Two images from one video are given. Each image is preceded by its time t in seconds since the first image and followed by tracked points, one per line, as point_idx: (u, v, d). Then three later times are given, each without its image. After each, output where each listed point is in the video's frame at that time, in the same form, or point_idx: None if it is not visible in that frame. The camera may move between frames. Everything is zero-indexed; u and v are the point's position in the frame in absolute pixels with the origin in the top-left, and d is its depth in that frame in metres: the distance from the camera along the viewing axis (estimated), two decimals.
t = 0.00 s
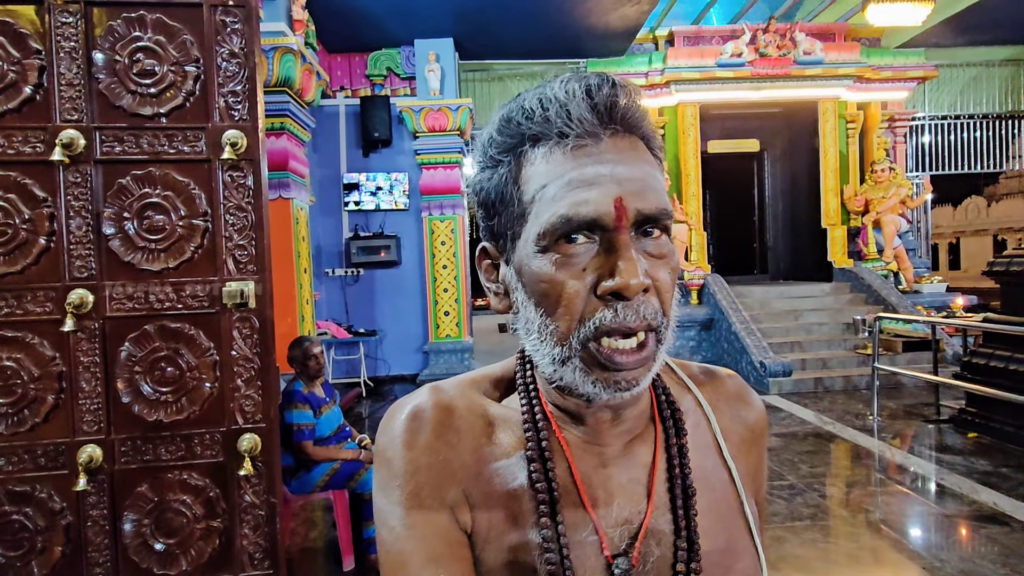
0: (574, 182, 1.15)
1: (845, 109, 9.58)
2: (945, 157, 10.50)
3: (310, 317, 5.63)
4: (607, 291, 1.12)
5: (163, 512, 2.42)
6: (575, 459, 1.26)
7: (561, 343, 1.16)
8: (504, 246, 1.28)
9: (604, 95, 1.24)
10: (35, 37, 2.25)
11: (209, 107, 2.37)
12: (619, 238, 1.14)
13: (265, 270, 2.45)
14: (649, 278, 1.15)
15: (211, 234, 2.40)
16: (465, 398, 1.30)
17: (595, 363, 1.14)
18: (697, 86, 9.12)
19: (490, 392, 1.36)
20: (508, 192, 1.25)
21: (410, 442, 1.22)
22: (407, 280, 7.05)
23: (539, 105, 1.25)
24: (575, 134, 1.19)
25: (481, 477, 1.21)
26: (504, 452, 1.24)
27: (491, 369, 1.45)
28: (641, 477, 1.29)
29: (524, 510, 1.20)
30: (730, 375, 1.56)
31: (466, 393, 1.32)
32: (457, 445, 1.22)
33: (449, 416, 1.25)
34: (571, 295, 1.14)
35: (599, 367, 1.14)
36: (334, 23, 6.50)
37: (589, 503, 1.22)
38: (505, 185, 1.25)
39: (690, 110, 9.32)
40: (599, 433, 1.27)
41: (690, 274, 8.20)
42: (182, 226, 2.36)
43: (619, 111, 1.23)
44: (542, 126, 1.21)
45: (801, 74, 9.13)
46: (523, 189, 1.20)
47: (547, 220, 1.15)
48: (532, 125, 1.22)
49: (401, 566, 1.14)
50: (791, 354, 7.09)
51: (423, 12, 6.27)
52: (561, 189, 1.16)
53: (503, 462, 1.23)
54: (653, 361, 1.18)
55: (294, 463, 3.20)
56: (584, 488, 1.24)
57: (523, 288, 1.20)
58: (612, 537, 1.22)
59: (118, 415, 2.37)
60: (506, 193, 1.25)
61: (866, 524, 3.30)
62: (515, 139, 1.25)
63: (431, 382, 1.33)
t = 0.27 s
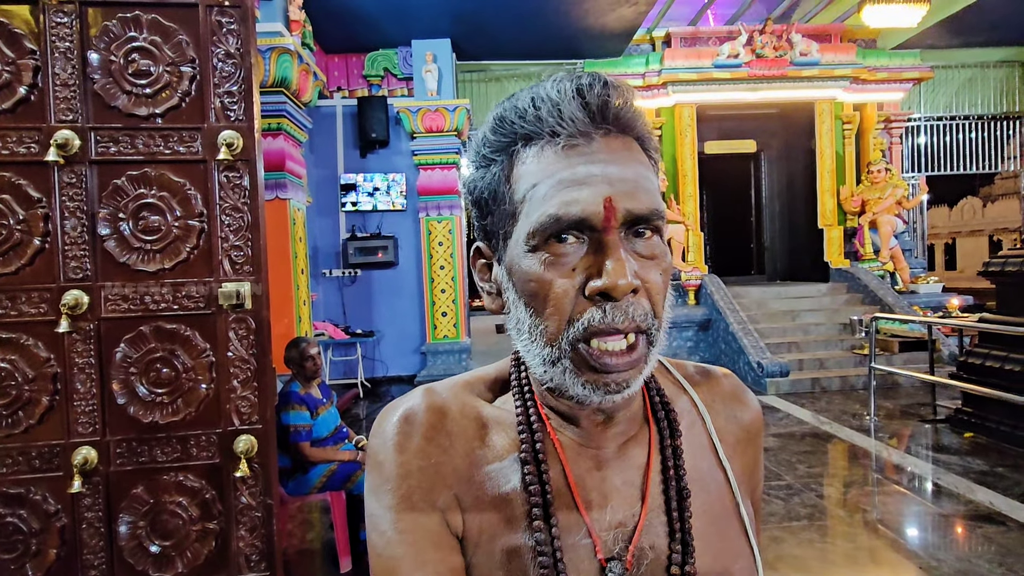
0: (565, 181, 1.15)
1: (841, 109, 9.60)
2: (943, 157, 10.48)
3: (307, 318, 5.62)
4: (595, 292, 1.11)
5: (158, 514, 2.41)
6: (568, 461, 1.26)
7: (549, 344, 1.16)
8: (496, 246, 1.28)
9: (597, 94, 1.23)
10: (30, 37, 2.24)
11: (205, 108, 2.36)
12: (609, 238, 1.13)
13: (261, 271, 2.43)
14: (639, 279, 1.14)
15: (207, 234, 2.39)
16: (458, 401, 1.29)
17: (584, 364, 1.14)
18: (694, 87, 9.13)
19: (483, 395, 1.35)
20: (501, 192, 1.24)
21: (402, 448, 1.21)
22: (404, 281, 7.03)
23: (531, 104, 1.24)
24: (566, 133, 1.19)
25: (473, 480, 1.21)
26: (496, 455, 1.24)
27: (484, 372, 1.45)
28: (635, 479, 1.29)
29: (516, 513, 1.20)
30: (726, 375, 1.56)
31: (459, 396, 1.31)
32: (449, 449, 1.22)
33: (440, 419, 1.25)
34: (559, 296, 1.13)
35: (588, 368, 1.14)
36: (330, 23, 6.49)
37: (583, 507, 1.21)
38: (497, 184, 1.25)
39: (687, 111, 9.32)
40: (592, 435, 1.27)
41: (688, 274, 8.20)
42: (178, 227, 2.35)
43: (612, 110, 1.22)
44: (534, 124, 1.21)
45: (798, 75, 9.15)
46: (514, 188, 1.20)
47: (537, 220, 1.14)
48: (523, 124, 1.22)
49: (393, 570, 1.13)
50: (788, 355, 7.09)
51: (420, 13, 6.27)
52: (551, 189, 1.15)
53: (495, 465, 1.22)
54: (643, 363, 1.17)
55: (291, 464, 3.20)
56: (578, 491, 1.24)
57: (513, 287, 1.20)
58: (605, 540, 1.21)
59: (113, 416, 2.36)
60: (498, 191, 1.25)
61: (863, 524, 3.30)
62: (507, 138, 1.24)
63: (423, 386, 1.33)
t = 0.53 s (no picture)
0: (559, 193, 1.15)
1: (839, 111, 9.60)
2: (938, 159, 10.55)
3: (305, 319, 5.61)
4: (583, 310, 1.12)
5: (156, 515, 2.40)
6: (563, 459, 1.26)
7: (536, 355, 1.17)
8: (489, 246, 1.29)
9: (597, 101, 1.22)
10: (26, 37, 2.24)
11: (203, 108, 2.36)
12: (599, 256, 1.13)
13: (259, 272, 2.43)
14: (628, 298, 1.15)
15: (205, 235, 2.38)
16: (453, 395, 1.29)
17: (570, 378, 1.15)
18: (692, 88, 9.16)
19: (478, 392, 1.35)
20: (495, 194, 1.24)
21: (399, 440, 1.20)
22: (402, 282, 7.03)
23: (530, 108, 1.24)
24: (564, 141, 1.18)
25: (469, 473, 1.20)
26: (492, 448, 1.24)
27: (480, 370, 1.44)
28: (630, 477, 1.28)
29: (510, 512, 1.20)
30: (723, 371, 1.56)
31: (454, 392, 1.31)
32: (445, 442, 1.22)
33: (435, 412, 1.24)
34: (547, 310, 1.14)
35: (574, 383, 1.15)
36: (328, 24, 6.49)
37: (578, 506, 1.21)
38: (492, 186, 1.25)
39: (684, 112, 9.32)
40: (585, 433, 1.27)
41: (686, 275, 8.22)
42: (175, 227, 2.35)
43: (612, 119, 1.21)
44: (530, 129, 1.20)
45: (795, 76, 9.17)
46: (509, 194, 1.20)
47: (528, 231, 1.14)
48: (520, 128, 1.21)
49: (388, 564, 1.12)
50: (786, 355, 7.11)
51: (417, 15, 6.28)
52: (544, 200, 1.15)
53: (490, 458, 1.22)
54: (631, 379, 1.18)
55: (288, 465, 3.22)
56: (572, 491, 1.23)
57: (505, 293, 1.21)
58: (599, 537, 1.21)
59: (110, 417, 2.35)
60: (492, 193, 1.25)
61: (861, 523, 3.31)
62: (504, 140, 1.24)
63: (418, 381, 1.32)
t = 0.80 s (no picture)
0: (557, 200, 1.15)
1: (836, 113, 9.63)
2: (936, 160, 10.55)
3: (303, 321, 5.60)
4: (583, 320, 1.12)
5: (153, 518, 2.40)
6: (561, 471, 1.26)
7: (536, 364, 1.17)
8: (487, 252, 1.29)
9: (597, 106, 1.22)
10: (24, 40, 2.23)
11: (201, 111, 2.35)
12: (600, 264, 1.14)
13: (258, 274, 2.43)
14: (629, 306, 1.15)
15: (203, 237, 2.38)
16: (448, 408, 1.29)
17: (571, 387, 1.15)
18: (690, 90, 9.17)
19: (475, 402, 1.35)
20: (494, 199, 1.25)
21: (391, 458, 1.19)
22: (401, 283, 7.03)
23: (529, 113, 1.24)
24: (563, 147, 1.18)
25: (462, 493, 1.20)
26: (488, 465, 1.24)
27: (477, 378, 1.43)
28: (630, 487, 1.29)
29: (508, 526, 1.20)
30: (720, 376, 1.56)
31: (449, 404, 1.30)
32: (440, 461, 1.21)
33: (430, 429, 1.24)
34: (546, 318, 1.14)
35: (575, 392, 1.15)
36: (326, 26, 6.48)
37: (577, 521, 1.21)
38: (490, 191, 1.25)
39: (682, 114, 9.28)
40: (584, 444, 1.27)
41: (683, 277, 8.22)
42: (173, 231, 2.35)
43: (612, 124, 1.21)
44: (529, 134, 1.20)
45: (792, 79, 9.20)
46: (508, 199, 1.20)
47: (527, 238, 1.15)
48: (519, 133, 1.21)
49: None
50: (783, 357, 7.12)
51: (416, 17, 6.29)
52: (543, 206, 1.15)
53: (486, 476, 1.22)
54: (631, 387, 1.18)
55: (287, 467, 3.24)
56: (571, 504, 1.24)
57: (503, 300, 1.21)
58: (599, 551, 1.22)
59: (108, 420, 2.35)
60: (491, 198, 1.25)
61: (859, 525, 3.31)
62: (503, 145, 1.24)
63: (414, 393, 1.32)
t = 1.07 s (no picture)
0: (558, 198, 1.15)
1: (833, 114, 9.70)
2: (930, 162, 10.67)
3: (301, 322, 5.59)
4: (585, 318, 1.12)
5: (151, 519, 2.39)
6: (560, 474, 1.27)
7: (537, 363, 1.17)
8: (487, 252, 1.29)
9: (598, 104, 1.22)
10: (23, 40, 2.23)
11: (200, 111, 2.35)
12: (601, 262, 1.14)
13: (256, 274, 2.44)
14: (631, 305, 1.15)
15: (201, 238, 2.38)
16: (444, 418, 1.28)
17: (572, 385, 1.15)
18: (688, 92, 9.19)
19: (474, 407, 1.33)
20: (493, 198, 1.25)
21: (375, 476, 1.20)
22: (399, 284, 7.03)
23: (529, 111, 1.24)
24: (564, 144, 1.18)
25: (449, 510, 1.20)
26: (481, 475, 1.24)
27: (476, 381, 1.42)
28: (630, 489, 1.29)
29: (502, 534, 1.19)
30: (719, 376, 1.57)
31: (446, 413, 1.29)
32: (430, 474, 1.22)
33: (423, 443, 1.23)
34: (547, 316, 1.15)
35: (576, 388, 1.15)
36: (325, 27, 6.48)
37: (575, 524, 1.22)
38: (491, 189, 1.26)
39: (680, 115, 9.28)
40: (583, 445, 1.27)
41: (682, 278, 8.24)
42: (171, 231, 2.34)
43: (613, 122, 1.21)
44: (530, 132, 1.20)
45: (789, 80, 9.22)
46: (508, 198, 1.21)
47: (527, 236, 1.15)
48: (520, 131, 1.22)
49: None
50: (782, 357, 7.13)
51: (414, 18, 6.31)
52: (544, 205, 1.15)
53: (478, 488, 1.22)
54: (633, 382, 1.18)
55: (286, 467, 3.23)
56: (569, 507, 1.24)
57: (503, 299, 1.21)
58: (598, 554, 1.21)
59: (106, 421, 2.34)
60: (491, 197, 1.25)
61: (857, 525, 3.32)
62: (503, 143, 1.24)
63: (411, 400, 1.31)
